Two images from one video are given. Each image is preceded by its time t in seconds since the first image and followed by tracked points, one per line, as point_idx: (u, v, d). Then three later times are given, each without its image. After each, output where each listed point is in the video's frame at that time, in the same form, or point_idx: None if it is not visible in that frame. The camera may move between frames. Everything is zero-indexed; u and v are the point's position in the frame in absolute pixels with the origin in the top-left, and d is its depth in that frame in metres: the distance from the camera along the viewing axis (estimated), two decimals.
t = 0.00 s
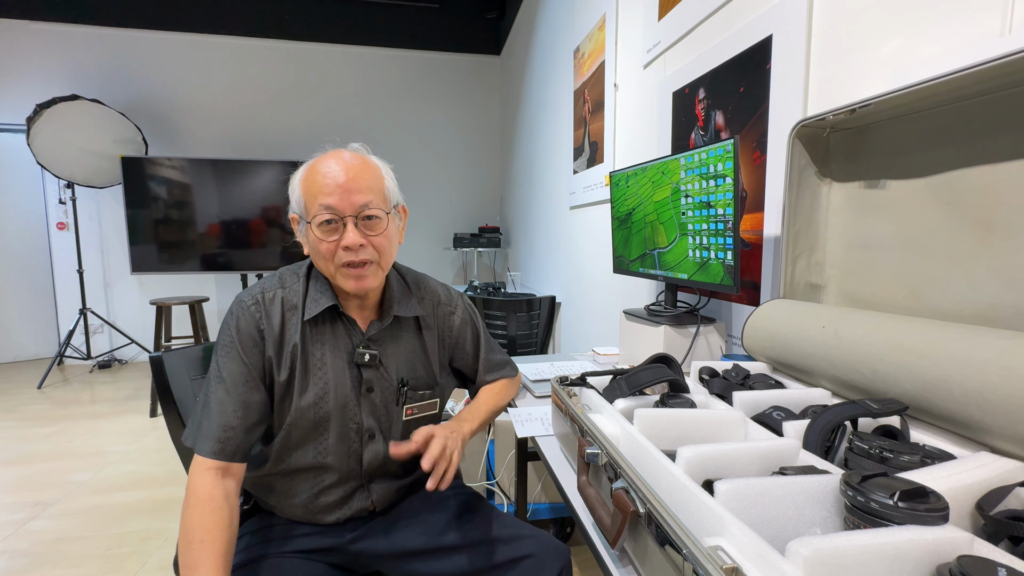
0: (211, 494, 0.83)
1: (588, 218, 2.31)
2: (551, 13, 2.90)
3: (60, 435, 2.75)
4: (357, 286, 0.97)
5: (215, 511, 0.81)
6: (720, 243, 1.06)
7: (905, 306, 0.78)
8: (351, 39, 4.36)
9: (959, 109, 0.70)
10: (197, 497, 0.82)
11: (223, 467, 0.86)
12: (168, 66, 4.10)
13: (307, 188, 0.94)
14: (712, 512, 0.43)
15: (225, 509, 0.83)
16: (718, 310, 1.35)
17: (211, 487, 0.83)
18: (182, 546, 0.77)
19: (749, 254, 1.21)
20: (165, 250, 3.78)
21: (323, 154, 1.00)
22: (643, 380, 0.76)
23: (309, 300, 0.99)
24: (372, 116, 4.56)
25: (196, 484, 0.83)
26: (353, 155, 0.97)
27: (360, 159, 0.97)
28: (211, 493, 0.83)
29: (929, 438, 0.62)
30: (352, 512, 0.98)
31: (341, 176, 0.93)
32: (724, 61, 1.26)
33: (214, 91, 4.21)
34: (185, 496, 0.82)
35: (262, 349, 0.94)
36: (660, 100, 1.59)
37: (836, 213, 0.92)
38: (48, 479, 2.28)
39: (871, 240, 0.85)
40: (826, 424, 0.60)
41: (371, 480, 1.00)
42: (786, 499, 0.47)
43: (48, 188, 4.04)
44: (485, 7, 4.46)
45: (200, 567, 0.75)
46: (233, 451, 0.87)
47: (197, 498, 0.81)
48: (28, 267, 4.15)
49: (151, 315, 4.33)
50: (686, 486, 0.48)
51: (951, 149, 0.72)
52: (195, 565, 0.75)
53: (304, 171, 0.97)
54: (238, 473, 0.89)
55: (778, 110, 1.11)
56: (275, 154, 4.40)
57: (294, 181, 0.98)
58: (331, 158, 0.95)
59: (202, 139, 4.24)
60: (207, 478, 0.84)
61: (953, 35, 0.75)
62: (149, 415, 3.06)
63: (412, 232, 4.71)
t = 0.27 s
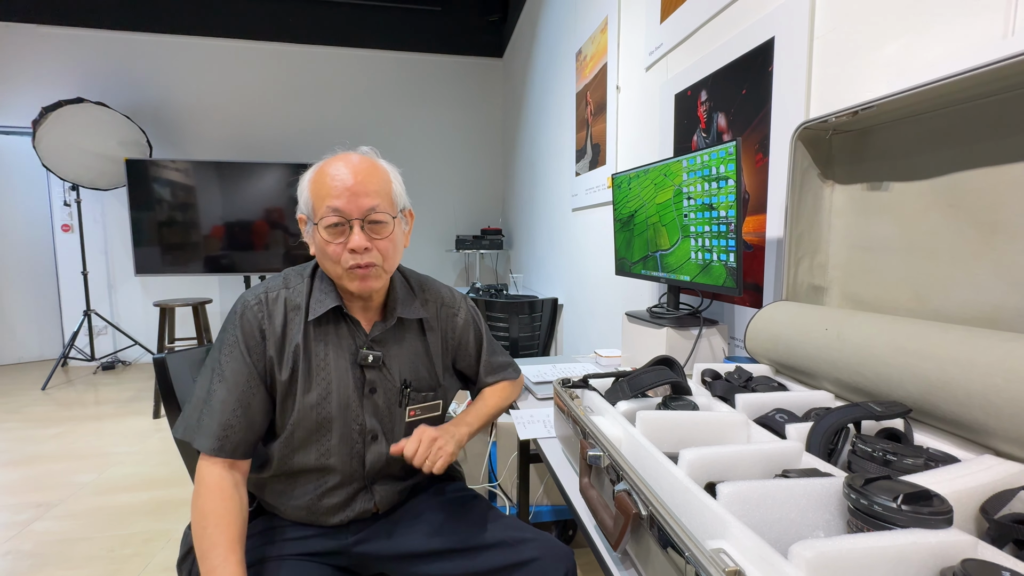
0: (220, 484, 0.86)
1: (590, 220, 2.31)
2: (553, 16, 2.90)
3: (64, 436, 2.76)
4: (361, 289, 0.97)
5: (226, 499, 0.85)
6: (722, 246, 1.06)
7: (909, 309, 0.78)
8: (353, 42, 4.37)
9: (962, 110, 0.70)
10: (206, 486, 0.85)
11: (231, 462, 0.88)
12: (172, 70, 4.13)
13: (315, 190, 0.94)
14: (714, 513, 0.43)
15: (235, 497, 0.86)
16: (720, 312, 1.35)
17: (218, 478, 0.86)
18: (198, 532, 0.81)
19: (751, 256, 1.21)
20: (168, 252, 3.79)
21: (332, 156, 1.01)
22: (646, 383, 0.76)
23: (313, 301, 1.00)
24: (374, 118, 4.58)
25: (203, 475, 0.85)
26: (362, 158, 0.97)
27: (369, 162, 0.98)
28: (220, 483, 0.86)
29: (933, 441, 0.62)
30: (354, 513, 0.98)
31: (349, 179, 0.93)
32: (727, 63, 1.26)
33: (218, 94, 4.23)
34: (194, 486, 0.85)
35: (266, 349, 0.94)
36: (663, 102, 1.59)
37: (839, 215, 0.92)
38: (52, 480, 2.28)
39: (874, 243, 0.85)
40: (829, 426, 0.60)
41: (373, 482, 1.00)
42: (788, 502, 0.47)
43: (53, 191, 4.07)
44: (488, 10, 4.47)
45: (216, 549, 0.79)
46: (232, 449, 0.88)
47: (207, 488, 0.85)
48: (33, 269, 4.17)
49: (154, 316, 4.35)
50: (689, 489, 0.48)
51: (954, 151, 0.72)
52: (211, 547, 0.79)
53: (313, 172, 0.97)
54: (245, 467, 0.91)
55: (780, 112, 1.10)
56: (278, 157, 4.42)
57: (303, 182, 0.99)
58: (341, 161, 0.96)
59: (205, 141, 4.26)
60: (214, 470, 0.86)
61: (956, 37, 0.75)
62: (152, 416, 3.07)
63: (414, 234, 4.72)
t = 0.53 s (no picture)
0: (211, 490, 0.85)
1: (591, 221, 2.31)
2: (554, 17, 2.91)
3: (66, 437, 2.77)
4: (363, 290, 0.97)
5: (214, 507, 0.83)
6: (724, 246, 1.06)
7: (911, 310, 0.78)
8: (355, 43, 4.39)
9: (964, 111, 0.70)
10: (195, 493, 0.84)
11: (222, 466, 0.88)
12: (174, 71, 4.14)
13: (319, 191, 0.95)
14: (715, 514, 0.43)
15: (223, 505, 0.85)
16: (721, 313, 1.35)
17: (210, 484, 0.86)
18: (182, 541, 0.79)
19: (753, 257, 1.21)
20: (170, 253, 3.80)
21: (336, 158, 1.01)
22: (647, 383, 0.76)
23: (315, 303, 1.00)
24: (375, 120, 4.58)
25: (194, 481, 0.85)
26: (366, 160, 0.97)
27: (372, 164, 0.98)
28: (211, 491, 0.85)
29: (935, 441, 0.62)
30: (354, 515, 0.98)
31: (353, 181, 0.94)
32: (728, 64, 1.26)
33: (219, 96, 4.24)
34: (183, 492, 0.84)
35: (267, 350, 0.94)
36: (664, 103, 1.59)
37: (840, 216, 0.92)
38: (53, 481, 2.29)
39: (876, 243, 0.85)
40: (831, 427, 0.60)
41: (374, 483, 1.00)
42: (791, 503, 0.47)
43: (55, 192, 4.08)
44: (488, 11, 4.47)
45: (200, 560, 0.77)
46: (231, 449, 0.88)
47: (193, 495, 0.83)
48: (35, 270, 4.18)
49: (156, 317, 4.36)
50: (690, 489, 0.48)
51: (956, 151, 0.72)
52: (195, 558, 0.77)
53: (317, 174, 0.98)
54: (235, 474, 0.91)
55: (782, 112, 1.10)
56: (279, 158, 4.43)
57: (307, 183, 0.99)
58: (345, 162, 0.96)
59: (207, 143, 4.27)
60: (206, 477, 0.86)
61: (957, 37, 0.75)
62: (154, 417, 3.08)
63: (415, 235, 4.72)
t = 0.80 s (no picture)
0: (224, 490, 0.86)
1: (591, 221, 2.31)
2: (554, 18, 2.91)
3: (67, 438, 2.77)
4: (368, 294, 0.97)
5: (227, 507, 0.84)
6: (724, 247, 1.06)
7: (912, 310, 0.78)
8: (355, 45, 4.39)
9: (964, 112, 0.70)
10: (208, 493, 0.84)
11: (233, 466, 0.88)
12: (175, 73, 4.15)
13: (327, 194, 0.95)
14: (715, 513, 0.43)
15: (236, 504, 0.85)
16: (722, 314, 1.35)
17: (222, 483, 0.86)
18: (198, 539, 0.80)
19: (753, 257, 1.21)
20: (171, 255, 3.81)
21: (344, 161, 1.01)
22: (648, 384, 0.76)
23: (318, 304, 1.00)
24: (376, 121, 4.59)
25: (207, 480, 0.85)
26: (374, 165, 0.98)
27: (381, 169, 0.98)
28: (223, 490, 0.85)
29: (935, 442, 0.62)
30: (355, 515, 0.98)
31: (362, 186, 0.94)
32: (728, 64, 1.26)
33: (220, 97, 4.25)
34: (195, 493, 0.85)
35: (271, 351, 0.94)
36: (664, 104, 1.59)
37: (840, 217, 0.92)
38: (54, 482, 2.29)
39: (876, 244, 0.85)
40: (832, 427, 0.60)
41: (375, 484, 1.01)
42: (791, 503, 0.47)
43: (56, 193, 4.09)
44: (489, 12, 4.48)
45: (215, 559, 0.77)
46: (239, 451, 0.88)
47: (207, 495, 0.84)
48: (36, 271, 4.19)
49: (157, 318, 4.37)
50: (691, 490, 0.48)
51: (956, 152, 0.72)
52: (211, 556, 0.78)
53: (326, 177, 0.98)
54: (247, 473, 0.91)
55: (782, 113, 1.10)
56: (280, 159, 4.44)
57: (315, 186, 0.99)
58: (353, 166, 0.96)
59: (208, 144, 4.28)
60: (217, 477, 0.86)
61: (957, 38, 0.75)
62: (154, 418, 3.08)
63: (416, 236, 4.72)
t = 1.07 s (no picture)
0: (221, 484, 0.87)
1: (591, 222, 2.31)
2: (554, 19, 2.92)
3: (67, 439, 2.77)
4: (368, 294, 0.97)
5: (224, 500, 0.85)
6: (724, 247, 1.06)
7: (912, 310, 0.78)
8: (355, 46, 4.40)
9: (963, 111, 0.70)
10: (205, 487, 0.86)
11: (228, 463, 0.89)
12: (175, 74, 4.15)
13: (330, 194, 0.95)
14: (715, 514, 0.43)
15: (234, 497, 0.87)
16: (722, 314, 1.35)
17: (219, 478, 0.87)
18: (196, 533, 0.81)
19: (753, 257, 1.21)
20: (172, 255, 3.81)
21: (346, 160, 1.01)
22: (648, 384, 0.76)
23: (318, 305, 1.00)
24: (376, 121, 4.59)
25: (204, 474, 0.86)
26: (376, 165, 0.98)
27: (383, 170, 0.98)
28: (219, 484, 0.87)
29: (936, 441, 0.62)
30: (355, 517, 0.98)
31: (365, 186, 0.94)
32: (728, 65, 1.26)
33: (220, 98, 4.25)
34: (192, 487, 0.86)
35: (269, 351, 0.94)
36: (664, 104, 1.59)
37: (841, 216, 0.92)
38: (55, 483, 2.30)
39: (876, 244, 0.85)
40: (832, 427, 0.60)
41: (375, 486, 1.01)
42: (792, 503, 0.47)
43: (57, 195, 4.10)
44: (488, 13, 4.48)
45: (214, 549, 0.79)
46: (230, 450, 0.88)
47: (204, 489, 0.85)
48: (36, 272, 4.19)
49: (157, 319, 4.37)
50: (691, 490, 0.47)
51: (956, 151, 0.72)
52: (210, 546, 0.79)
53: (328, 176, 0.98)
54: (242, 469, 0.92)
55: (782, 113, 1.11)
56: (280, 160, 4.44)
57: (317, 184, 0.99)
58: (355, 165, 0.96)
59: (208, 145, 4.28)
60: (214, 472, 0.87)
61: (956, 38, 0.75)
62: (155, 419, 3.08)
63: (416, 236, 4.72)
